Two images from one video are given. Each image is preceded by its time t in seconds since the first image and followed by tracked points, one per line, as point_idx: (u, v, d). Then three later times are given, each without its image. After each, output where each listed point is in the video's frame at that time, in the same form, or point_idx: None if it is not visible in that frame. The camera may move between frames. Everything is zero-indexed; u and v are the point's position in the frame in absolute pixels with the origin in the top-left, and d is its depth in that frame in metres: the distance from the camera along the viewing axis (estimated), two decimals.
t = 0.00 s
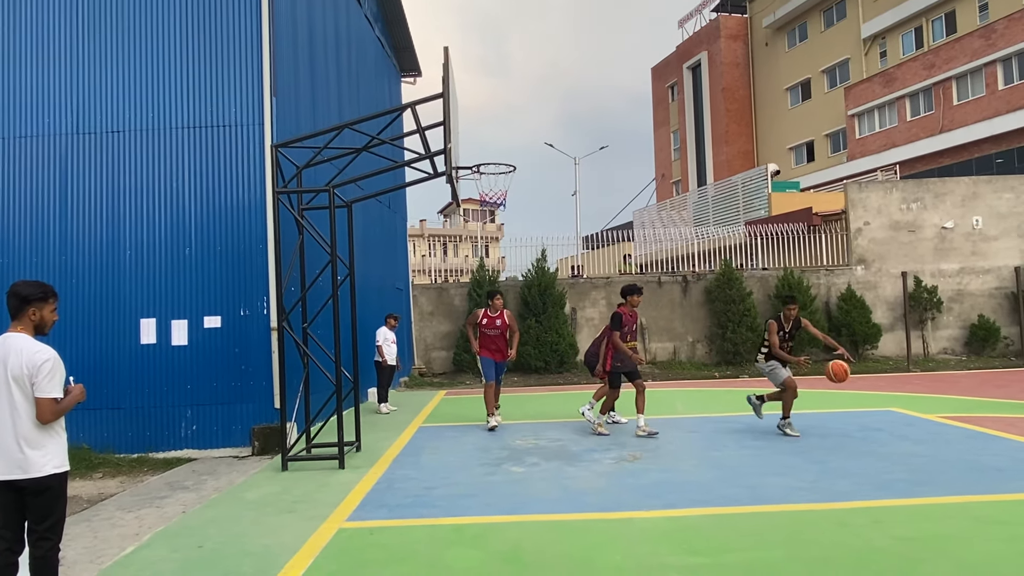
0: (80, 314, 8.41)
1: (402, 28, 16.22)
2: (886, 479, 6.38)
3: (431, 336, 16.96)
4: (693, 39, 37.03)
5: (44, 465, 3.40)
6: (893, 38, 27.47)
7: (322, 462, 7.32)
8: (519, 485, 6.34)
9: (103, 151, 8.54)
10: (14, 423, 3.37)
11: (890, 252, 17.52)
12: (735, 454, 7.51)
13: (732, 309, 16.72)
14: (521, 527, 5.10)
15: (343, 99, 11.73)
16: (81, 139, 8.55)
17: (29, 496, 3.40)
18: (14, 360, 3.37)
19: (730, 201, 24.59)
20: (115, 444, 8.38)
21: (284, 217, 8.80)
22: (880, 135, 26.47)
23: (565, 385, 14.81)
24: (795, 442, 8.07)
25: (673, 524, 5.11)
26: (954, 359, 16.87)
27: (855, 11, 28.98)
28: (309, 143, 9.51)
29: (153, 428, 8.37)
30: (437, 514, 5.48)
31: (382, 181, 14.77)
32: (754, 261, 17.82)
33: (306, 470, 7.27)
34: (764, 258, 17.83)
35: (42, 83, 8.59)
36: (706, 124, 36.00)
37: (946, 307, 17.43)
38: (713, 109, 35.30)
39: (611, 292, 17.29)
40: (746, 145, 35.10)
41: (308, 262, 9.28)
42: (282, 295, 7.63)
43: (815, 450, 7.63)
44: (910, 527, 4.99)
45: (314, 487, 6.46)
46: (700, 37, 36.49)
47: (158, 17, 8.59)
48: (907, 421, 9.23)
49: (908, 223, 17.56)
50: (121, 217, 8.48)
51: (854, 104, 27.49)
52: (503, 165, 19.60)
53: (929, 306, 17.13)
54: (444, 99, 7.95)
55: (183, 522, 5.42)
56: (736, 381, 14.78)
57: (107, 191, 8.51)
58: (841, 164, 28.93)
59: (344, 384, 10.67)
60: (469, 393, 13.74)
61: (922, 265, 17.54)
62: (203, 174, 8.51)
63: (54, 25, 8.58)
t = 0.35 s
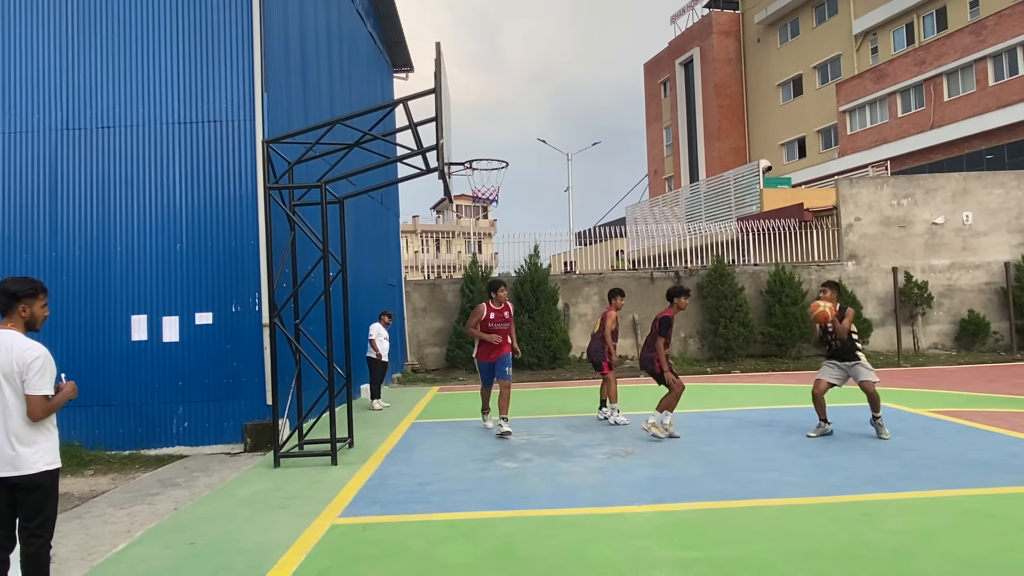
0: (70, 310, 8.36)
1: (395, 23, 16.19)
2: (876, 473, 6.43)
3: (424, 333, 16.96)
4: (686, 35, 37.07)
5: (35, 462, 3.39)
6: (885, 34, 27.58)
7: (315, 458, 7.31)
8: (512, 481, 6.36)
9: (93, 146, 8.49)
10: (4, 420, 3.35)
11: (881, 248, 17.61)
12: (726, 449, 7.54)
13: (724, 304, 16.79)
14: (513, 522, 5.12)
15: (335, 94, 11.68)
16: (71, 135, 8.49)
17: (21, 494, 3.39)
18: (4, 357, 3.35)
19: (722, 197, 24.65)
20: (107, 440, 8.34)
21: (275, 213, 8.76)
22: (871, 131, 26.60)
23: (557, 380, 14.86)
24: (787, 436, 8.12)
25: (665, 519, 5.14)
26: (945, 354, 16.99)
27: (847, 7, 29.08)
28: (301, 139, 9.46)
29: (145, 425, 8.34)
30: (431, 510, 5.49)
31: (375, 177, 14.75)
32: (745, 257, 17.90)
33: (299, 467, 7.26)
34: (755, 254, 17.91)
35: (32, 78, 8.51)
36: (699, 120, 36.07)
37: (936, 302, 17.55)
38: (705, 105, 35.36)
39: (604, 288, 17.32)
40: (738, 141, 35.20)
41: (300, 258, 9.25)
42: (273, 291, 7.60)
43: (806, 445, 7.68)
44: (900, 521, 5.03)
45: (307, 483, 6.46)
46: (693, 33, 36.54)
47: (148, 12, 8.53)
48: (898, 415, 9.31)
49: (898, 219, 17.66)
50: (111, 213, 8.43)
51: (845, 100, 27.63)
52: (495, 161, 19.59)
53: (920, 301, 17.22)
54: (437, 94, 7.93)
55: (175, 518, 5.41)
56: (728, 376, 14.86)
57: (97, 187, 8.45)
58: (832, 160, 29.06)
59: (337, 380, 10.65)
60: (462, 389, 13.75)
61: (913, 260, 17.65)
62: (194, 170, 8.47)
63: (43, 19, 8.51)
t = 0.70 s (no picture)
0: (67, 310, 8.36)
1: (392, 22, 16.16)
2: (872, 470, 6.45)
3: (421, 332, 16.97)
4: (682, 33, 37.07)
5: (32, 461, 3.38)
6: (881, 32, 27.61)
7: (312, 457, 7.31)
8: (510, 479, 6.37)
9: (90, 145, 8.47)
10: (2, 420, 3.35)
11: (878, 246, 17.65)
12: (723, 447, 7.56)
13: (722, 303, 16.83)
14: (511, 521, 5.13)
15: (332, 93, 11.67)
16: (67, 134, 8.47)
17: (18, 493, 3.38)
18: (2, 356, 3.35)
19: (719, 195, 24.67)
20: (104, 440, 8.34)
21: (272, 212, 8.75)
22: (868, 129, 26.65)
23: (555, 379, 14.88)
24: (783, 435, 8.14)
25: (662, 517, 5.15)
26: (941, 352, 17.05)
27: (844, 5, 29.09)
28: (297, 138, 9.46)
29: (142, 424, 8.33)
30: (429, 509, 5.49)
31: (371, 175, 14.73)
32: (743, 255, 17.94)
33: (295, 465, 7.26)
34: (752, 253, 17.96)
35: (29, 77, 8.50)
36: (696, 118, 36.08)
37: (932, 300, 17.59)
38: (702, 104, 35.37)
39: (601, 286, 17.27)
40: (735, 139, 35.23)
41: (298, 257, 9.25)
42: (270, 290, 7.58)
43: (802, 443, 7.70)
44: (896, 518, 5.05)
45: (304, 482, 6.46)
46: (689, 31, 36.53)
47: (145, 11, 8.51)
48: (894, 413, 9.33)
49: (895, 217, 17.70)
50: (108, 212, 8.42)
51: (842, 99, 27.67)
52: (492, 160, 19.58)
53: (916, 299, 17.27)
54: (434, 93, 7.92)
55: (173, 518, 5.40)
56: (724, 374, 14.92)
57: (94, 185, 8.44)
58: (829, 159, 29.11)
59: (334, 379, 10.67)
60: (459, 388, 13.76)
61: (910, 258, 17.69)
62: (191, 169, 8.45)
63: (40, 18, 8.49)
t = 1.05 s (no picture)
0: (70, 312, 8.37)
1: (393, 23, 16.19)
2: (875, 470, 6.44)
3: (423, 332, 16.97)
4: (684, 33, 37.06)
5: (35, 462, 3.39)
6: (883, 31, 27.57)
7: (315, 458, 7.31)
8: (512, 480, 6.37)
9: (92, 147, 8.49)
10: (5, 421, 3.35)
11: (880, 245, 17.62)
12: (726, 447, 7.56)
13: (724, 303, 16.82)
14: (514, 521, 5.13)
15: (334, 94, 11.69)
16: (70, 135, 8.49)
17: (22, 493, 3.39)
18: (6, 358, 3.36)
19: (721, 195, 24.65)
20: (107, 442, 8.35)
21: (274, 213, 8.76)
22: (870, 129, 26.61)
23: (558, 379, 14.87)
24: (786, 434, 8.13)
25: (665, 517, 5.15)
26: (944, 351, 17.01)
27: (845, 5, 29.06)
28: (300, 139, 9.47)
29: (145, 425, 8.35)
30: (431, 509, 5.49)
31: (373, 176, 14.75)
32: (745, 255, 17.93)
33: (298, 466, 7.27)
34: (754, 253, 17.95)
35: (32, 79, 8.51)
36: (697, 118, 36.07)
37: (936, 299, 17.56)
38: (704, 104, 35.35)
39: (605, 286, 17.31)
40: (737, 139, 35.21)
41: (300, 259, 9.27)
42: (273, 291, 7.59)
43: (805, 442, 7.69)
44: (899, 517, 5.04)
45: (307, 482, 6.47)
46: (690, 31, 36.53)
47: (147, 13, 8.53)
48: (897, 413, 9.32)
49: (898, 216, 17.67)
50: (110, 214, 8.43)
51: (844, 98, 27.64)
52: (494, 161, 19.58)
53: (919, 299, 17.27)
54: (435, 94, 7.93)
55: (176, 519, 5.41)
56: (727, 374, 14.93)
57: (96, 187, 8.46)
58: (831, 158, 29.09)
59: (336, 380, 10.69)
60: (462, 389, 13.77)
61: (912, 258, 17.66)
62: (193, 170, 8.47)
63: (42, 20, 8.51)
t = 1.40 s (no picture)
0: (81, 316, 8.42)
1: (401, 26, 16.23)
2: (886, 473, 6.39)
3: (432, 335, 16.98)
4: (692, 35, 37.01)
5: (46, 466, 3.40)
6: (892, 32, 27.42)
7: (324, 462, 7.32)
8: (521, 483, 6.35)
9: (102, 153, 8.54)
10: (17, 425, 3.37)
11: (890, 246, 17.51)
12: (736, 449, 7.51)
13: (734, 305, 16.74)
14: (523, 524, 5.11)
15: (342, 99, 11.74)
16: (81, 141, 8.55)
17: (32, 497, 3.41)
18: (17, 363, 3.38)
19: (729, 197, 24.56)
20: (118, 446, 8.39)
21: (283, 218, 8.80)
22: (879, 130, 26.47)
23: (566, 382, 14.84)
24: (796, 437, 8.08)
25: (675, 520, 5.12)
26: (955, 353, 16.87)
27: (853, 6, 28.93)
28: (308, 144, 9.51)
29: (156, 429, 8.38)
30: (440, 512, 5.49)
31: (381, 180, 14.79)
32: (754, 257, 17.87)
33: (308, 470, 7.28)
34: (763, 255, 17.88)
35: (43, 86, 8.58)
36: (705, 120, 36.01)
37: (946, 301, 17.42)
38: (712, 106, 35.28)
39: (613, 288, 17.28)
40: (745, 140, 35.11)
41: (309, 263, 9.29)
42: (282, 295, 7.61)
43: (815, 445, 7.64)
44: (911, 520, 5.00)
45: (316, 486, 6.47)
46: (698, 33, 36.47)
47: (156, 19, 8.59)
48: (908, 415, 9.24)
49: (907, 217, 17.55)
50: (121, 219, 8.49)
51: (853, 99, 27.49)
52: (502, 164, 19.59)
53: (930, 300, 17.13)
54: (443, 97, 7.94)
55: (186, 522, 5.43)
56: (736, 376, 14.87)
57: (107, 192, 8.51)
58: (840, 159, 28.96)
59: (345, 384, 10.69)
60: (470, 392, 13.78)
61: (922, 259, 17.54)
62: (203, 175, 8.51)
63: (52, 27, 8.58)
